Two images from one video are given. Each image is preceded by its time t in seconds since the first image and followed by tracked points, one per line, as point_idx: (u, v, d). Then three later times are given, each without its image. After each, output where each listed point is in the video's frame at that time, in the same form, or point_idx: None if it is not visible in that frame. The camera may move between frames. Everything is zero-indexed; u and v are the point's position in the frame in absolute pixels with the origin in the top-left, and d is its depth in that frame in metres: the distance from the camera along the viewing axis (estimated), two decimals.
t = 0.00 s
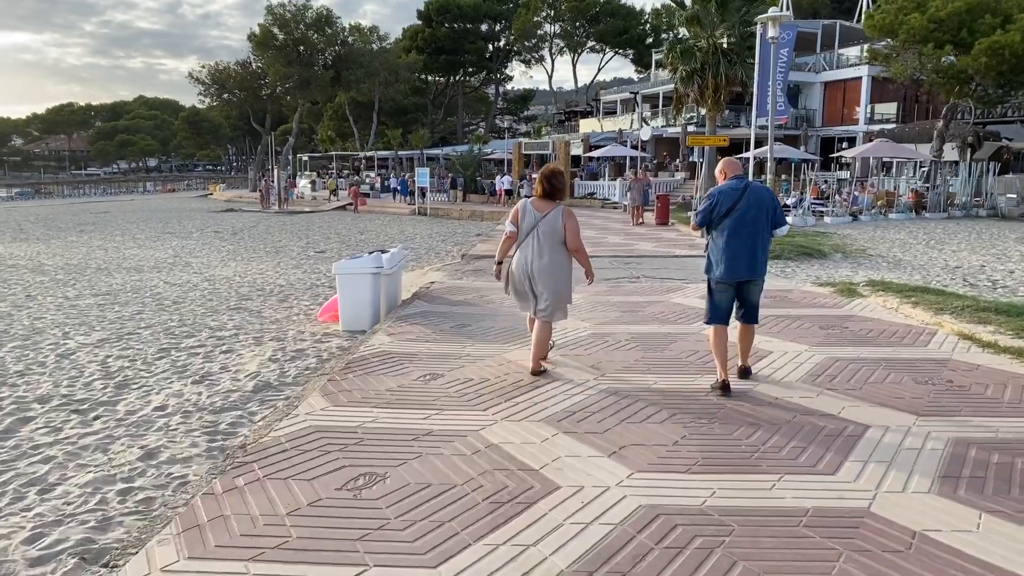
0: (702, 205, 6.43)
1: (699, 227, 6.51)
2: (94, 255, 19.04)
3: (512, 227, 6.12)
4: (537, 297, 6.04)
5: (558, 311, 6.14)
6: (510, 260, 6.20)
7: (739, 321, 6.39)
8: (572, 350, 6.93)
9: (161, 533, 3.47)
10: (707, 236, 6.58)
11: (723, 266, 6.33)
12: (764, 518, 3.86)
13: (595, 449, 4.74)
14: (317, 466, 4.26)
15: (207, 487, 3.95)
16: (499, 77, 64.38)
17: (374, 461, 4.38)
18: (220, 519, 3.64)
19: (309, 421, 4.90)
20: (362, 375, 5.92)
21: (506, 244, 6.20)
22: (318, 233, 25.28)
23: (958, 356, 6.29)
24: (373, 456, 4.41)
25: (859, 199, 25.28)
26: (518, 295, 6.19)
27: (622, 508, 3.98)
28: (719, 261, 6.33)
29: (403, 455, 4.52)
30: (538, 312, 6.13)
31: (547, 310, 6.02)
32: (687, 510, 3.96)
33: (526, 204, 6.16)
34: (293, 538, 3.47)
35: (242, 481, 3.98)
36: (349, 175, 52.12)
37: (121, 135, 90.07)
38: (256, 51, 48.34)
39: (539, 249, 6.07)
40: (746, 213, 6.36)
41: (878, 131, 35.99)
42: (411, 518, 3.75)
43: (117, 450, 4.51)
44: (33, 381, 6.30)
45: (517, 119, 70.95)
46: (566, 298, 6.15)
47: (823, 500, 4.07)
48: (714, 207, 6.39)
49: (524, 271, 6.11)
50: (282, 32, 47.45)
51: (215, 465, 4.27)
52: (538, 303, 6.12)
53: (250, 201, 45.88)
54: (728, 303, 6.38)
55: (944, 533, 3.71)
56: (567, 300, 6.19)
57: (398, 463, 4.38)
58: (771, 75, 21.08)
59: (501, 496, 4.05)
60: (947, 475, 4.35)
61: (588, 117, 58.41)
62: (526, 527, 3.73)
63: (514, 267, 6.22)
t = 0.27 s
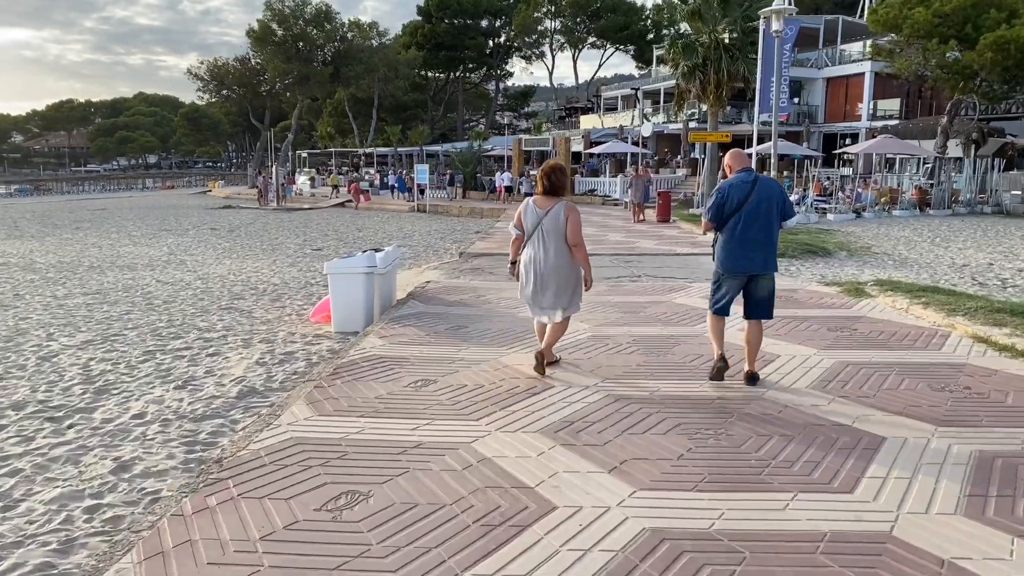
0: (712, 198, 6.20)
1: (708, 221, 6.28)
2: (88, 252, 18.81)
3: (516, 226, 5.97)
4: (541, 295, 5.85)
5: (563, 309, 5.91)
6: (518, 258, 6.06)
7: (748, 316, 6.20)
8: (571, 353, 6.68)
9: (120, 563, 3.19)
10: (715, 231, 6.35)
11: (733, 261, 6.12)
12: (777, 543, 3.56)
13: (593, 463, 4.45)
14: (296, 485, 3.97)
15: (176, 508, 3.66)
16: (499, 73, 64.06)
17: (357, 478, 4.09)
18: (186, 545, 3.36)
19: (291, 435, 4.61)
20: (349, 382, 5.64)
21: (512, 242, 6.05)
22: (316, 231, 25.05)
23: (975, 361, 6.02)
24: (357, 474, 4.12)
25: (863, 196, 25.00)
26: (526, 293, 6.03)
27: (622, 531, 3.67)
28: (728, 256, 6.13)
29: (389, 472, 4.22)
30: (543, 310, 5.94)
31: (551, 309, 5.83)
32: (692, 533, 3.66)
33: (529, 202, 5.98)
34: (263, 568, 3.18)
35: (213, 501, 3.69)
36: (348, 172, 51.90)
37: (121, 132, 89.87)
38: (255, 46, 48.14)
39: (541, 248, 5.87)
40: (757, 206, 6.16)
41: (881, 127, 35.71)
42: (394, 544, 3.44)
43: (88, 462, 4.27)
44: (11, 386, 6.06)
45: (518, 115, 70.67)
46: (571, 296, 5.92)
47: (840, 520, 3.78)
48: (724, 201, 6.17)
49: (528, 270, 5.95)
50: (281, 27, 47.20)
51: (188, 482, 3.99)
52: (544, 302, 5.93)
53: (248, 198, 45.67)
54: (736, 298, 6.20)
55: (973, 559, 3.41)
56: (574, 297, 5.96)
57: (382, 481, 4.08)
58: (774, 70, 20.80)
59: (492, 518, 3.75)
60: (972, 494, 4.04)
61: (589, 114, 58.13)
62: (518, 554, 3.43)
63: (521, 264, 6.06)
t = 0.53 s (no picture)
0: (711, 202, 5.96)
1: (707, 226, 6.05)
2: (83, 251, 18.57)
3: (528, 225, 5.99)
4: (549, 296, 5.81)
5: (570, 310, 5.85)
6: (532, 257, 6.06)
7: (752, 322, 5.96)
8: (572, 360, 6.43)
9: None
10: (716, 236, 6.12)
11: (735, 267, 5.87)
12: None
13: (596, 485, 4.16)
14: (276, 510, 3.68)
15: (144, 538, 3.38)
16: (500, 70, 63.76)
17: (342, 503, 3.80)
18: None
19: (273, 453, 4.32)
20: (338, 394, 5.36)
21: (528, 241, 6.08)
22: (314, 229, 24.81)
23: (995, 370, 5.76)
24: (342, 498, 3.83)
25: (867, 194, 24.74)
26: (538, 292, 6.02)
27: (628, 565, 3.38)
28: (730, 262, 5.88)
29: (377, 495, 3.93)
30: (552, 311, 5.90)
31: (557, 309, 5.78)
32: (704, 567, 3.37)
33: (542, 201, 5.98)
34: None
35: (185, 531, 3.41)
36: (348, 170, 51.66)
37: (121, 129, 89.64)
38: (254, 43, 47.95)
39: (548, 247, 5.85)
40: (757, 209, 5.91)
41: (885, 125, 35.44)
42: None
43: (59, 481, 4.02)
44: None
45: (518, 112, 70.41)
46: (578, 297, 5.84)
47: (863, 552, 3.49)
48: (723, 205, 5.93)
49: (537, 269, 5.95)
50: (280, 24, 46.96)
51: (160, 506, 3.71)
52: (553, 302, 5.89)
53: (247, 196, 45.45)
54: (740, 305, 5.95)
55: None
56: (583, 298, 5.89)
57: (369, 506, 3.79)
58: (778, 67, 20.51)
59: (487, 550, 3.45)
60: (1006, 522, 3.74)
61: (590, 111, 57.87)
62: None
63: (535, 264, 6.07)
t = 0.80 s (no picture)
0: (712, 193, 6.18)
1: (708, 218, 6.29)
2: (79, 247, 18.31)
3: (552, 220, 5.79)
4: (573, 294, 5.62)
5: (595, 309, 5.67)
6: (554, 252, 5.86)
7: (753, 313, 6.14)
8: (578, 361, 6.17)
9: None
10: (718, 226, 6.35)
11: (734, 256, 6.10)
12: None
13: (606, 499, 3.88)
14: (260, 528, 3.40)
15: (116, 562, 3.11)
16: (503, 65, 63.39)
17: (332, 521, 3.50)
18: None
19: (260, 464, 4.05)
20: (331, 398, 5.08)
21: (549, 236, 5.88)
22: (314, 225, 24.55)
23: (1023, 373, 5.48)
24: (332, 515, 3.55)
25: (874, 190, 24.44)
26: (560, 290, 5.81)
27: None
28: (730, 251, 6.11)
29: (369, 512, 3.64)
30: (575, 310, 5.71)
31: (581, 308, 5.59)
32: None
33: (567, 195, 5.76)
34: None
35: (159, 555, 3.13)
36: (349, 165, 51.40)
37: (123, 125, 89.42)
38: (255, 38, 47.77)
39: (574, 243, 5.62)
40: (756, 200, 6.12)
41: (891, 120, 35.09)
42: None
43: (32, 493, 3.77)
44: None
45: (520, 108, 70.10)
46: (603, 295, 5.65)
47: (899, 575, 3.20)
48: (724, 196, 6.16)
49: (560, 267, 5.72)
50: (281, 19, 46.72)
51: (136, 523, 3.44)
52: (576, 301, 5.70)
53: (248, 192, 45.20)
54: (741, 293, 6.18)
55: None
56: (609, 298, 5.69)
57: (361, 524, 3.50)
58: (786, 60, 20.18)
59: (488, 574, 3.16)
60: None
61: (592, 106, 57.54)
62: None
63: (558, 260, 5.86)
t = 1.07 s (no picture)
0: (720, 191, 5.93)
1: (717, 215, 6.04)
2: (76, 245, 18.11)
3: (572, 217, 5.64)
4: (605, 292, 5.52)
5: (628, 306, 5.56)
6: (573, 251, 5.71)
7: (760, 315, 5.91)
8: (584, 367, 5.91)
9: None
10: (727, 224, 6.10)
11: (742, 256, 5.84)
12: None
13: (616, 527, 3.59)
14: (239, 561, 3.12)
15: None
16: (506, 61, 63.06)
17: (318, 553, 3.22)
18: None
19: (243, 486, 3.77)
20: (322, 410, 4.80)
21: (566, 235, 5.72)
22: (315, 222, 24.33)
23: None
24: (318, 547, 3.26)
25: (881, 186, 24.14)
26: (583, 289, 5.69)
27: None
28: (738, 251, 5.85)
29: (359, 542, 3.35)
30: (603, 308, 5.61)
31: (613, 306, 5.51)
32: None
33: (586, 192, 5.64)
34: None
35: None
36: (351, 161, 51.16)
37: (126, 121, 89.28)
38: (257, 33, 47.53)
39: (602, 240, 5.52)
40: (765, 199, 5.85)
41: (897, 116, 34.76)
42: None
43: None
44: None
45: (523, 104, 69.77)
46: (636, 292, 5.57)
47: None
48: (732, 194, 5.90)
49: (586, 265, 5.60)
50: (283, 14, 46.48)
51: (104, 554, 3.18)
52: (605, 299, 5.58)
53: (250, 188, 44.99)
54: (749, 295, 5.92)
55: None
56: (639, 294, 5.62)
57: (348, 557, 3.21)
58: (793, 54, 19.85)
59: None
60: None
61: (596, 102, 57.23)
62: None
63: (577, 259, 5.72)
